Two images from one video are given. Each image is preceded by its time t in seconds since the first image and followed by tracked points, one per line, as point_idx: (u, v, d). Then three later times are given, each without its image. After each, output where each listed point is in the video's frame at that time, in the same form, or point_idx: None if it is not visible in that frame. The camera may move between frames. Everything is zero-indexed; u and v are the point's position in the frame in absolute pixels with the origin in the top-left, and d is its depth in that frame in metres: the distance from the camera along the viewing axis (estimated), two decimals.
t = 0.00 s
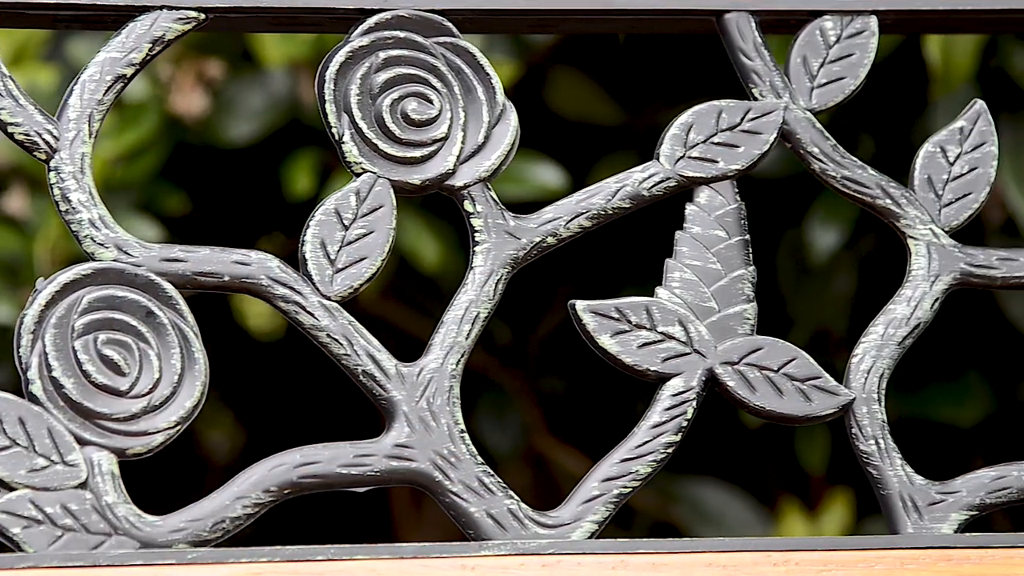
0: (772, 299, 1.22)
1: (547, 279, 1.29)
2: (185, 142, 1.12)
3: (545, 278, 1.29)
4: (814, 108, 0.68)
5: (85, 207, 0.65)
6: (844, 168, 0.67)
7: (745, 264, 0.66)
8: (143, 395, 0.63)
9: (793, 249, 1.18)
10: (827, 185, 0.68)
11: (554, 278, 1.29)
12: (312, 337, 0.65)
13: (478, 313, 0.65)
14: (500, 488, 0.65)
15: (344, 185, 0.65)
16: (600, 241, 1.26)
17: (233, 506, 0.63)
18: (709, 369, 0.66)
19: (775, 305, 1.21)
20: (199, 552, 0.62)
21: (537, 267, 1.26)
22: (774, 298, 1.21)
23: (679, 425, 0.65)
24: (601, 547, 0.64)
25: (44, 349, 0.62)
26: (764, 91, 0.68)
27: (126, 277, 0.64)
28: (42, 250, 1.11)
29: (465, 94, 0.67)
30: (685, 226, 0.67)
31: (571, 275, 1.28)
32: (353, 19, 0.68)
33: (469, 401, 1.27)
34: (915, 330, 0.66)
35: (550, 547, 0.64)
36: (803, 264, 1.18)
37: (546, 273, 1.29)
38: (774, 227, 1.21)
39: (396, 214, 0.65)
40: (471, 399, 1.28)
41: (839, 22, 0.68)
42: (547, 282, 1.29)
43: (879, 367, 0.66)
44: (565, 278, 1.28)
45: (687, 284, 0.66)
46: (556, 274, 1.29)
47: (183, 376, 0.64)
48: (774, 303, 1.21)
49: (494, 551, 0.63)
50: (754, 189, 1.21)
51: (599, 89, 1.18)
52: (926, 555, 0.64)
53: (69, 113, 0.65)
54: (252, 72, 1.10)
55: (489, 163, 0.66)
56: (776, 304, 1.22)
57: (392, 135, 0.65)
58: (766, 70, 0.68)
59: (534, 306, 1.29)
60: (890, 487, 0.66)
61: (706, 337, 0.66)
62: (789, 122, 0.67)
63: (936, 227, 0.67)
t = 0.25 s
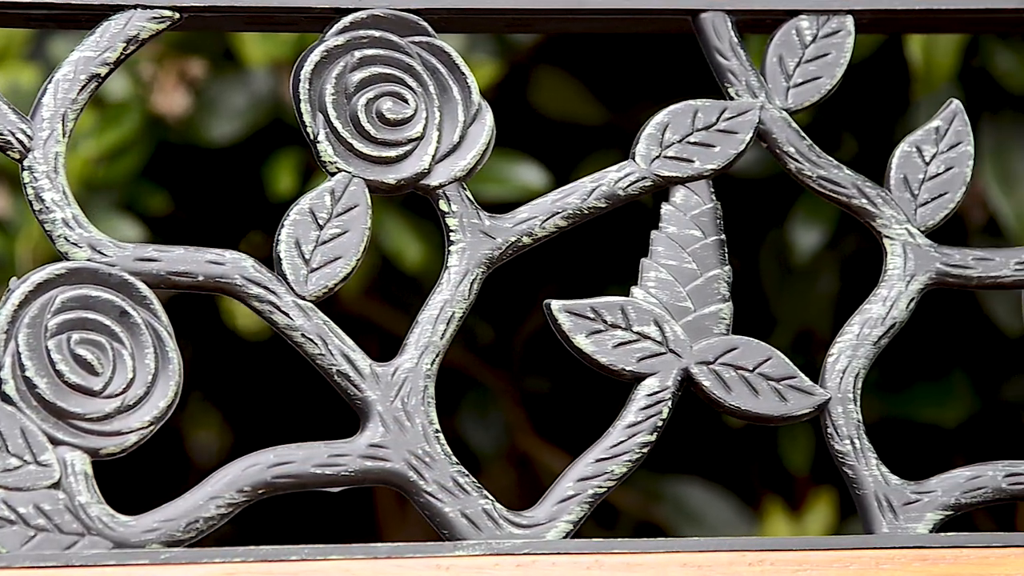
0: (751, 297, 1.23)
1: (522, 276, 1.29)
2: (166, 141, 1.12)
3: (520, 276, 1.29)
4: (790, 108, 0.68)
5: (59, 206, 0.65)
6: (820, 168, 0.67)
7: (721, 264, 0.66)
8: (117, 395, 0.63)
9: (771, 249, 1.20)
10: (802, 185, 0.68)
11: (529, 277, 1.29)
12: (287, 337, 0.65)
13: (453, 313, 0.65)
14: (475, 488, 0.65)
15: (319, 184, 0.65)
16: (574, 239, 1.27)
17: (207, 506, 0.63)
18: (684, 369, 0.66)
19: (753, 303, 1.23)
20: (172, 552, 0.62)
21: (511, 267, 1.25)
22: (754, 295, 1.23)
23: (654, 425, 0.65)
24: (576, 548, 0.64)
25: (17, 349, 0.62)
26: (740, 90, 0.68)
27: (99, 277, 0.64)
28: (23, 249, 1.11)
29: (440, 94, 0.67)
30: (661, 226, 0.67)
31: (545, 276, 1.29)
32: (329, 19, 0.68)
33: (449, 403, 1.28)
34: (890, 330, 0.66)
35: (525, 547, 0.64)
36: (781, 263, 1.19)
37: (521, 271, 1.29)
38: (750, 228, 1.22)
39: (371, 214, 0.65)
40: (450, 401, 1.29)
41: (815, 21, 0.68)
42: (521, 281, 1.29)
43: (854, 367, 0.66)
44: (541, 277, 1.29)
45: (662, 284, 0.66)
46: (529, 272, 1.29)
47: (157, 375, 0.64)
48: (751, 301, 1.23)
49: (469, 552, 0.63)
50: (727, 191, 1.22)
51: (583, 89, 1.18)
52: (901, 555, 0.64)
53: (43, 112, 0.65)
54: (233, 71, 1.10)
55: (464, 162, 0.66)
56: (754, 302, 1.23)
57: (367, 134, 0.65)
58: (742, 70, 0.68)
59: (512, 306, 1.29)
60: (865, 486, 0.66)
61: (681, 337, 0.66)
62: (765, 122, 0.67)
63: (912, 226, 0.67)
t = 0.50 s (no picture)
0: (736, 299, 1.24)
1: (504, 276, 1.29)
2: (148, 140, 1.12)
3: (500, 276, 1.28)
4: (765, 108, 0.67)
5: (32, 206, 0.64)
6: (796, 167, 0.67)
7: (696, 264, 0.66)
8: (90, 395, 0.62)
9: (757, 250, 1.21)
10: (778, 184, 0.68)
11: (511, 277, 1.29)
12: (261, 337, 0.64)
13: (428, 313, 0.65)
14: (450, 488, 0.65)
15: (293, 184, 0.65)
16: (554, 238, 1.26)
17: (180, 506, 0.63)
18: (659, 369, 0.66)
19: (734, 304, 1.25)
20: (145, 552, 0.62)
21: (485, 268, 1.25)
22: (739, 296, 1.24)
23: (629, 425, 0.65)
24: (550, 547, 0.64)
25: None
26: (715, 90, 0.68)
27: (73, 276, 0.64)
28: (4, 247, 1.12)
29: (415, 93, 0.67)
30: (636, 226, 0.67)
31: (527, 276, 1.29)
32: (304, 18, 0.68)
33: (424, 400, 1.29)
34: (865, 330, 0.66)
35: (499, 547, 0.63)
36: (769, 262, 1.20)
37: (502, 272, 1.29)
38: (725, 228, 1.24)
39: (345, 213, 0.65)
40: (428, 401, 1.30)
41: (791, 21, 0.68)
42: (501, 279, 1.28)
43: (830, 367, 0.66)
44: (521, 278, 1.29)
45: (637, 284, 0.66)
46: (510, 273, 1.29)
47: (130, 375, 0.63)
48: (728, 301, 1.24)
49: (443, 552, 0.63)
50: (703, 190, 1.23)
51: (568, 88, 1.17)
52: (876, 555, 0.64)
53: (16, 111, 0.65)
54: (215, 70, 1.10)
55: (439, 162, 0.66)
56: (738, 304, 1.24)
57: (342, 134, 0.65)
58: (717, 69, 0.68)
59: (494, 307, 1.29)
60: (840, 486, 0.65)
61: (657, 337, 0.66)
62: (740, 121, 0.67)
63: (888, 226, 0.67)
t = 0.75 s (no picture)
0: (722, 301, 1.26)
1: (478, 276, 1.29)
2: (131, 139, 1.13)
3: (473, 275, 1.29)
4: (741, 108, 0.67)
5: (4, 206, 0.64)
6: (772, 167, 0.67)
7: (672, 264, 0.66)
8: (63, 395, 0.62)
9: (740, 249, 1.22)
10: (754, 184, 0.68)
11: (487, 277, 1.29)
12: (235, 337, 0.64)
13: (402, 312, 0.65)
14: (424, 488, 0.64)
15: (268, 183, 0.65)
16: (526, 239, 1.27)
17: (153, 506, 0.63)
18: (635, 369, 0.65)
19: (717, 305, 1.26)
20: (118, 553, 0.62)
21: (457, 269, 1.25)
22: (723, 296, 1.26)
23: (604, 425, 0.65)
24: (525, 548, 0.64)
25: None
26: (691, 90, 0.67)
27: (46, 276, 0.63)
28: None
29: (390, 92, 0.66)
30: (612, 226, 0.67)
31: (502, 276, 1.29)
32: (279, 18, 0.67)
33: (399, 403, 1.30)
34: (841, 330, 0.66)
35: (473, 547, 0.63)
36: (751, 262, 1.21)
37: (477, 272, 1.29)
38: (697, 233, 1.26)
39: (320, 213, 0.65)
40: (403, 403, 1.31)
41: (768, 21, 0.68)
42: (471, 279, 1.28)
43: (805, 366, 0.66)
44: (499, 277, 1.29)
45: (613, 284, 0.66)
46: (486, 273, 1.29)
47: (103, 375, 0.63)
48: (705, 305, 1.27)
49: (417, 552, 0.63)
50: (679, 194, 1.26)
51: (553, 87, 1.17)
52: (851, 555, 0.64)
53: None
54: (198, 70, 1.10)
55: (414, 162, 0.66)
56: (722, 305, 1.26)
57: (316, 134, 0.65)
58: (693, 69, 0.67)
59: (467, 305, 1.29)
60: (816, 486, 0.65)
61: (632, 337, 0.66)
62: (716, 121, 0.67)
63: (864, 226, 0.67)
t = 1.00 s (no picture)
0: (706, 303, 1.28)
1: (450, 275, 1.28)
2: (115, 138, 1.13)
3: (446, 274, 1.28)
4: (718, 108, 0.67)
5: None
6: (748, 167, 0.67)
7: (648, 264, 0.66)
8: (36, 395, 0.62)
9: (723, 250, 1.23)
10: (730, 184, 0.67)
11: (462, 275, 1.28)
12: (209, 337, 0.64)
13: (377, 312, 0.65)
14: (398, 488, 0.64)
15: (242, 183, 0.65)
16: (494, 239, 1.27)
17: (126, 507, 0.62)
18: (610, 369, 0.65)
19: (700, 307, 1.28)
20: (91, 553, 0.61)
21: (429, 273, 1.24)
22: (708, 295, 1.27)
23: (579, 425, 0.65)
24: (500, 548, 0.63)
25: None
26: (667, 89, 0.67)
27: (18, 276, 0.63)
28: None
29: (365, 92, 0.66)
30: (587, 225, 0.67)
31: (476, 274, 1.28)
32: (253, 17, 0.67)
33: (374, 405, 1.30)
34: (817, 330, 0.66)
35: (448, 547, 0.63)
36: (734, 262, 1.23)
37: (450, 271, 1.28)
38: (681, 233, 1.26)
39: (294, 213, 0.65)
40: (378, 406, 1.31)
41: (744, 20, 0.68)
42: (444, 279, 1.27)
43: (781, 366, 0.66)
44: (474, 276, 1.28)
45: (588, 283, 0.66)
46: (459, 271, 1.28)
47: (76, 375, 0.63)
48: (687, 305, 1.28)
49: (392, 552, 0.63)
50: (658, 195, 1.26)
51: (538, 86, 1.17)
52: (827, 555, 0.64)
53: None
54: (181, 70, 1.11)
55: (389, 161, 0.66)
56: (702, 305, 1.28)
57: (291, 133, 0.65)
58: (669, 68, 0.67)
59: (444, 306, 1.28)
60: (791, 487, 0.65)
61: (608, 337, 0.65)
62: (692, 121, 0.67)
63: (840, 226, 0.67)
